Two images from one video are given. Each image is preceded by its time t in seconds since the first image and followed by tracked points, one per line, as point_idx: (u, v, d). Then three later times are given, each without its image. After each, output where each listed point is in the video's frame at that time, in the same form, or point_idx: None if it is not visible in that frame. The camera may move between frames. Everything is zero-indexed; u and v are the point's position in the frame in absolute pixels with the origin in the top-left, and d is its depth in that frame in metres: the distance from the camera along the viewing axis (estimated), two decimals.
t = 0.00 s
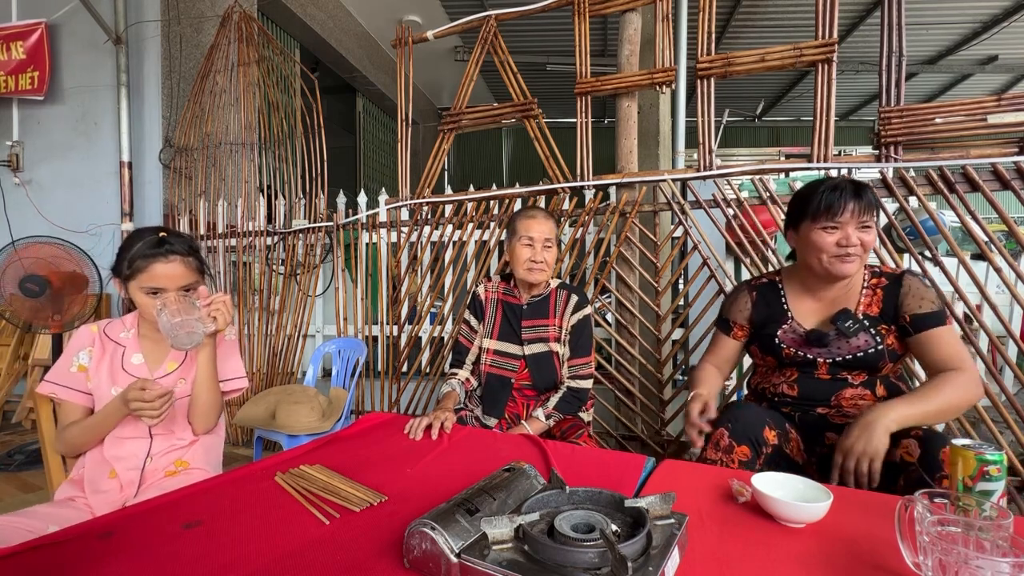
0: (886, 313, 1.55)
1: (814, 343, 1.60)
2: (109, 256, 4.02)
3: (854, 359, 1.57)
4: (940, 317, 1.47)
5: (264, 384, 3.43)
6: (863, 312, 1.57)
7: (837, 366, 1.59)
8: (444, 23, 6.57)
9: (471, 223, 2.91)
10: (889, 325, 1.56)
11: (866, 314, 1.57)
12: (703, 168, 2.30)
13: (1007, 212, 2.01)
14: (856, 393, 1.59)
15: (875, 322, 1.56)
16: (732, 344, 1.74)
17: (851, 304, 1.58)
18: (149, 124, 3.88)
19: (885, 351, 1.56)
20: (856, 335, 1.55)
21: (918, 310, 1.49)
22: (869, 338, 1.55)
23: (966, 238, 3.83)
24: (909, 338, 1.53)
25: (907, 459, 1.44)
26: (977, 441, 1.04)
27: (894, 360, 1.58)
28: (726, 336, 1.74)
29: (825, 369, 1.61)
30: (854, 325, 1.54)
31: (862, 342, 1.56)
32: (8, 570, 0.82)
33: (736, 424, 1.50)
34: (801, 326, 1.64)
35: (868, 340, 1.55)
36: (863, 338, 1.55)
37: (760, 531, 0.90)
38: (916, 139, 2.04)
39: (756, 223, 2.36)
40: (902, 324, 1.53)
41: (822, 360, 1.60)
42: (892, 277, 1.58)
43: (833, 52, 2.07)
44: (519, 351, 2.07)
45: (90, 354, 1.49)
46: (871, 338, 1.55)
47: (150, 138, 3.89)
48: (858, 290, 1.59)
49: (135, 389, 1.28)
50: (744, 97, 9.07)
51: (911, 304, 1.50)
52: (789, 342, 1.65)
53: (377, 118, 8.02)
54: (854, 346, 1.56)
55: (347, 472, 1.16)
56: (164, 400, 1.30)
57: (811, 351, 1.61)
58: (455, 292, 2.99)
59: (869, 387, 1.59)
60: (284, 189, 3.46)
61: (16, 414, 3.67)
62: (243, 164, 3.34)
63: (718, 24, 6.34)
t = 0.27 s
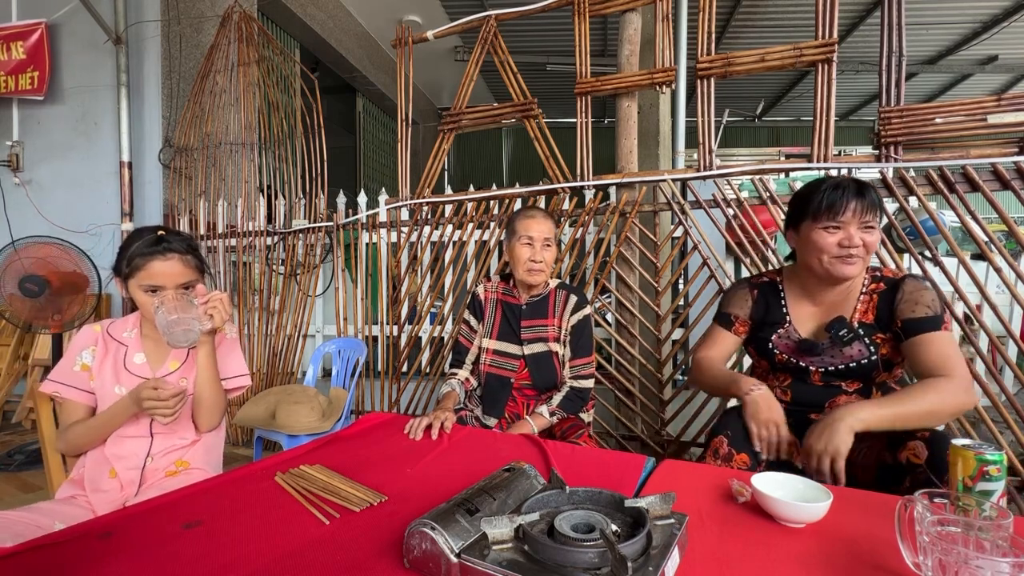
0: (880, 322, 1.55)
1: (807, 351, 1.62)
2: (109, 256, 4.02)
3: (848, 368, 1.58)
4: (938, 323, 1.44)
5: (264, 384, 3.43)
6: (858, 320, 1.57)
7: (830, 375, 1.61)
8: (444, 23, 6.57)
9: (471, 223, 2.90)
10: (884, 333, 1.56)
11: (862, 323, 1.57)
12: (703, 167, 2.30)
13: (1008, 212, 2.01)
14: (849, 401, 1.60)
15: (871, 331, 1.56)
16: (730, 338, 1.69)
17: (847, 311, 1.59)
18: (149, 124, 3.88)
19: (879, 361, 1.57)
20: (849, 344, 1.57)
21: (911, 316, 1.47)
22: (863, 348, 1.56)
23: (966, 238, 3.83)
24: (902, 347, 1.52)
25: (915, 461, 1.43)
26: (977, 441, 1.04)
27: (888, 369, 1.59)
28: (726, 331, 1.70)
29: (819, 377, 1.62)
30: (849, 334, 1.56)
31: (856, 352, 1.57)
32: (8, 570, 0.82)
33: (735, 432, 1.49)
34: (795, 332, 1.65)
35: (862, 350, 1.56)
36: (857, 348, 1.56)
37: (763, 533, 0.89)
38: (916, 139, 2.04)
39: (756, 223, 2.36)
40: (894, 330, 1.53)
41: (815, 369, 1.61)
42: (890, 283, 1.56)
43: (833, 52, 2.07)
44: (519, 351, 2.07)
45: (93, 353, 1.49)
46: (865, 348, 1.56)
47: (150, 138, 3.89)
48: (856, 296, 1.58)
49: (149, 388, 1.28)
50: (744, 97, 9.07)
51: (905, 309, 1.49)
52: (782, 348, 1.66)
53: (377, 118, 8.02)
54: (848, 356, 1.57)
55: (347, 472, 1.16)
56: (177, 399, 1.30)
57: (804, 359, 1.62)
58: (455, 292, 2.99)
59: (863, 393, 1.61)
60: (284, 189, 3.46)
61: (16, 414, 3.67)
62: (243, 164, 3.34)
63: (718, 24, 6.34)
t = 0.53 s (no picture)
0: (901, 330, 1.54)
1: (827, 363, 1.58)
2: (110, 256, 4.02)
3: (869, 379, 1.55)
4: (958, 331, 1.44)
5: (264, 384, 3.43)
6: (879, 329, 1.55)
7: (849, 387, 1.58)
8: (444, 23, 6.57)
9: (471, 223, 2.91)
10: (903, 341, 1.55)
11: (883, 331, 1.55)
12: (703, 168, 2.30)
13: (1008, 212, 2.01)
14: (868, 410, 1.58)
15: (891, 339, 1.55)
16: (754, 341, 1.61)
17: (867, 319, 1.56)
18: (149, 124, 3.88)
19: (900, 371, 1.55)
20: (871, 355, 1.54)
21: (931, 323, 1.46)
22: (884, 358, 1.54)
23: (966, 238, 3.83)
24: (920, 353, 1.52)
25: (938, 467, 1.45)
26: (977, 441, 1.04)
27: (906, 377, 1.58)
28: (752, 335, 1.61)
29: (837, 387, 1.59)
30: (871, 343, 1.54)
31: (877, 362, 1.54)
32: (8, 570, 0.82)
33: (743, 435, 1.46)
34: (815, 343, 1.60)
35: (884, 360, 1.54)
36: (879, 358, 1.54)
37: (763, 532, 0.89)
38: (916, 139, 2.04)
39: (756, 223, 2.36)
40: (913, 337, 1.52)
41: (834, 381, 1.59)
42: (908, 287, 1.54)
43: (833, 52, 2.07)
44: (519, 351, 2.07)
45: (94, 354, 1.49)
46: (887, 359, 1.53)
47: (150, 138, 3.89)
48: (874, 303, 1.56)
49: (151, 398, 1.29)
50: (744, 97, 9.07)
51: (925, 315, 1.48)
52: (800, 360, 1.62)
53: (377, 118, 8.02)
54: (870, 366, 1.54)
55: (346, 472, 1.16)
56: (181, 408, 1.31)
57: (825, 371, 1.59)
58: (455, 292, 2.99)
59: (880, 403, 1.58)
60: (284, 189, 3.46)
61: (16, 414, 3.67)
62: (243, 164, 3.34)
63: (718, 24, 6.34)
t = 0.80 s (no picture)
0: (919, 333, 1.52)
1: (848, 370, 1.54)
2: (110, 256, 4.02)
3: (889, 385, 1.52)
4: (973, 334, 1.44)
5: (264, 384, 3.43)
6: (898, 333, 1.52)
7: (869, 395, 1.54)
8: (444, 23, 6.57)
9: (471, 223, 2.90)
10: (921, 345, 1.54)
11: (902, 335, 1.52)
12: (703, 168, 2.30)
13: (1008, 212, 2.01)
14: (884, 416, 1.56)
15: (911, 343, 1.52)
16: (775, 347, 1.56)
17: (887, 324, 1.53)
18: (150, 124, 3.88)
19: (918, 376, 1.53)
20: (893, 360, 1.50)
21: (948, 326, 1.45)
22: (905, 363, 1.51)
23: (966, 238, 3.83)
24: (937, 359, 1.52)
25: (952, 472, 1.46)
26: (977, 441, 1.04)
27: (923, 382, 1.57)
28: (773, 343, 1.55)
29: (855, 394, 1.55)
30: (894, 349, 1.50)
31: (898, 368, 1.51)
32: (8, 570, 0.82)
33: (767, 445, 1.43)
34: (836, 349, 1.56)
35: (905, 366, 1.51)
36: (900, 363, 1.51)
37: (764, 532, 0.89)
38: (916, 139, 2.04)
39: (756, 223, 2.36)
40: (930, 341, 1.51)
41: (853, 389, 1.54)
42: (924, 288, 1.53)
43: (833, 52, 2.07)
44: (520, 351, 2.08)
45: (95, 355, 1.49)
46: (908, 365, 1.50)
47: (150, 138, 3.89)
48: (893, 307, 1.53)
49: (155, 402, 1.28)
50: (744, 97, 9.07)
51: (941, 318, 1.47)
52: (820, 366, 1.57)
53: (377, 118, 8.02)
54: (891, 372, 1.51)
55: (347, 472, 1.16)
56: (183, 412, 1.31)
57: (844, 378, 1.54)
58: (455, 292, 2.99)
59: (896, 408, 1.57)
60: (284, 189, 3.46)
61: (15, 414, 3.67)
62: (243, 164, 3.34)
63: (718, 24, 6.34)
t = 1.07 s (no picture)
0: (927, 339, 1.51)
1: (850, 373, 1.54)
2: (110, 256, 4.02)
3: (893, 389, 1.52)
4: (986, 347, 1.42)
5: (264, 384, 3.43)
6: (904, 339, 1.52)
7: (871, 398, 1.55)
8: (444, 23, 6.57)
9: (471, 223, 2.90)
10: (928, 351, 1.53)
11: (909, 342, 1.52)
12: (703, 168, 2.30)
13: (1008, 212, 2.01)
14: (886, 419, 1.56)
15: (917, 349, 1.52)
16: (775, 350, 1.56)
17: (892, 330, 1.52)
18: (149, 124, 3.88)
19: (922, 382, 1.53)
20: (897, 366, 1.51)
21: (964, 337, 1.43)
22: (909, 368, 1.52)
23: (966, 238, 3.83)
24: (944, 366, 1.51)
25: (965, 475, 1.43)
26: (977, 441, 1.04)
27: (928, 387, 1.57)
28: (773, 345, 1.55)
29: (857, 397, 1.55)
30: (898, 355, 1.50)
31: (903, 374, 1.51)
32: (8, 570, 0.82)
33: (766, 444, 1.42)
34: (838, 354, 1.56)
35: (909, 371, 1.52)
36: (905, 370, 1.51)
37: (764, 531, 0.89)
38: (916, 139, 2.04)
39: (756, 223, 2.36)
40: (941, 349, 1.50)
41: (855, 392, 1.55)
42: (936, 295, 1.50)
43: (833, 52, 2.07)
44: (521, 351, 2.08)
45: (96, 355, 1.49)
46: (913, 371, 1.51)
47: (150, 138, 3.89)
48: (899, 312, 1.51)
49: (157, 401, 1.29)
50: (744, 97, 9.07)
51: (958, 329, 1.45)
52: (821, 369, 1.58)
53: (377, 118, 8.02)
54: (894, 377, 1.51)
55: (346, 472, 1.16)
56: (183, 412, 1.30)
57: (846, 381, 1.55)
58: (455, 292, 2.99)
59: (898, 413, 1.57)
60: (284, 189, 3.46)
61: (15, 414, 3.68)
62: (243, 164, 3.34)
63: (718, 24, 6.34)
